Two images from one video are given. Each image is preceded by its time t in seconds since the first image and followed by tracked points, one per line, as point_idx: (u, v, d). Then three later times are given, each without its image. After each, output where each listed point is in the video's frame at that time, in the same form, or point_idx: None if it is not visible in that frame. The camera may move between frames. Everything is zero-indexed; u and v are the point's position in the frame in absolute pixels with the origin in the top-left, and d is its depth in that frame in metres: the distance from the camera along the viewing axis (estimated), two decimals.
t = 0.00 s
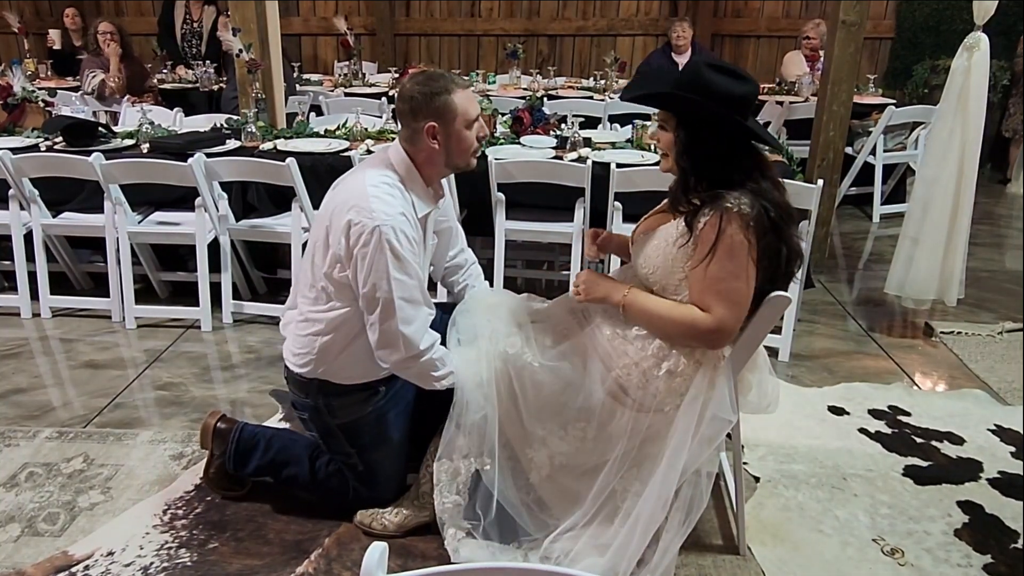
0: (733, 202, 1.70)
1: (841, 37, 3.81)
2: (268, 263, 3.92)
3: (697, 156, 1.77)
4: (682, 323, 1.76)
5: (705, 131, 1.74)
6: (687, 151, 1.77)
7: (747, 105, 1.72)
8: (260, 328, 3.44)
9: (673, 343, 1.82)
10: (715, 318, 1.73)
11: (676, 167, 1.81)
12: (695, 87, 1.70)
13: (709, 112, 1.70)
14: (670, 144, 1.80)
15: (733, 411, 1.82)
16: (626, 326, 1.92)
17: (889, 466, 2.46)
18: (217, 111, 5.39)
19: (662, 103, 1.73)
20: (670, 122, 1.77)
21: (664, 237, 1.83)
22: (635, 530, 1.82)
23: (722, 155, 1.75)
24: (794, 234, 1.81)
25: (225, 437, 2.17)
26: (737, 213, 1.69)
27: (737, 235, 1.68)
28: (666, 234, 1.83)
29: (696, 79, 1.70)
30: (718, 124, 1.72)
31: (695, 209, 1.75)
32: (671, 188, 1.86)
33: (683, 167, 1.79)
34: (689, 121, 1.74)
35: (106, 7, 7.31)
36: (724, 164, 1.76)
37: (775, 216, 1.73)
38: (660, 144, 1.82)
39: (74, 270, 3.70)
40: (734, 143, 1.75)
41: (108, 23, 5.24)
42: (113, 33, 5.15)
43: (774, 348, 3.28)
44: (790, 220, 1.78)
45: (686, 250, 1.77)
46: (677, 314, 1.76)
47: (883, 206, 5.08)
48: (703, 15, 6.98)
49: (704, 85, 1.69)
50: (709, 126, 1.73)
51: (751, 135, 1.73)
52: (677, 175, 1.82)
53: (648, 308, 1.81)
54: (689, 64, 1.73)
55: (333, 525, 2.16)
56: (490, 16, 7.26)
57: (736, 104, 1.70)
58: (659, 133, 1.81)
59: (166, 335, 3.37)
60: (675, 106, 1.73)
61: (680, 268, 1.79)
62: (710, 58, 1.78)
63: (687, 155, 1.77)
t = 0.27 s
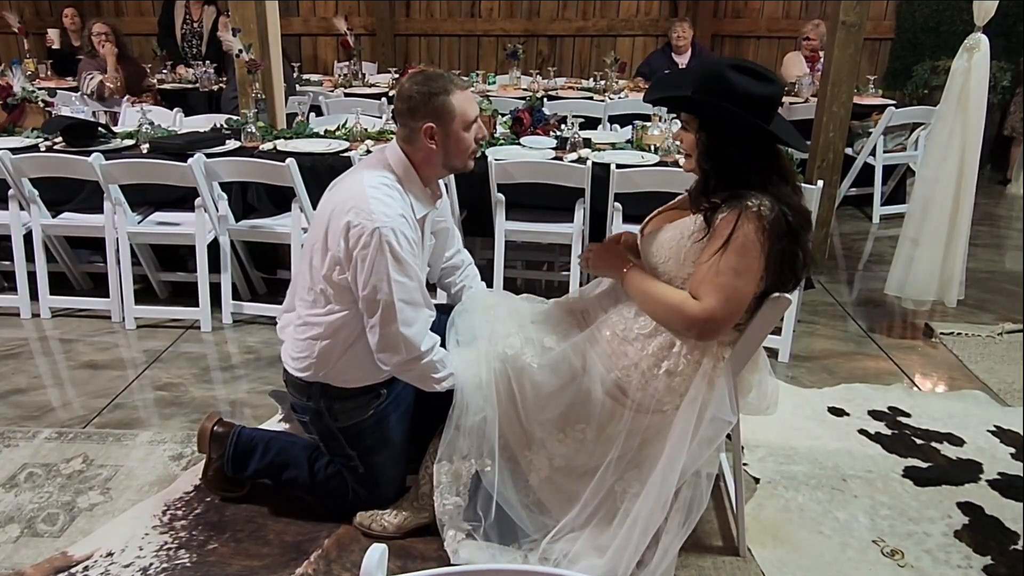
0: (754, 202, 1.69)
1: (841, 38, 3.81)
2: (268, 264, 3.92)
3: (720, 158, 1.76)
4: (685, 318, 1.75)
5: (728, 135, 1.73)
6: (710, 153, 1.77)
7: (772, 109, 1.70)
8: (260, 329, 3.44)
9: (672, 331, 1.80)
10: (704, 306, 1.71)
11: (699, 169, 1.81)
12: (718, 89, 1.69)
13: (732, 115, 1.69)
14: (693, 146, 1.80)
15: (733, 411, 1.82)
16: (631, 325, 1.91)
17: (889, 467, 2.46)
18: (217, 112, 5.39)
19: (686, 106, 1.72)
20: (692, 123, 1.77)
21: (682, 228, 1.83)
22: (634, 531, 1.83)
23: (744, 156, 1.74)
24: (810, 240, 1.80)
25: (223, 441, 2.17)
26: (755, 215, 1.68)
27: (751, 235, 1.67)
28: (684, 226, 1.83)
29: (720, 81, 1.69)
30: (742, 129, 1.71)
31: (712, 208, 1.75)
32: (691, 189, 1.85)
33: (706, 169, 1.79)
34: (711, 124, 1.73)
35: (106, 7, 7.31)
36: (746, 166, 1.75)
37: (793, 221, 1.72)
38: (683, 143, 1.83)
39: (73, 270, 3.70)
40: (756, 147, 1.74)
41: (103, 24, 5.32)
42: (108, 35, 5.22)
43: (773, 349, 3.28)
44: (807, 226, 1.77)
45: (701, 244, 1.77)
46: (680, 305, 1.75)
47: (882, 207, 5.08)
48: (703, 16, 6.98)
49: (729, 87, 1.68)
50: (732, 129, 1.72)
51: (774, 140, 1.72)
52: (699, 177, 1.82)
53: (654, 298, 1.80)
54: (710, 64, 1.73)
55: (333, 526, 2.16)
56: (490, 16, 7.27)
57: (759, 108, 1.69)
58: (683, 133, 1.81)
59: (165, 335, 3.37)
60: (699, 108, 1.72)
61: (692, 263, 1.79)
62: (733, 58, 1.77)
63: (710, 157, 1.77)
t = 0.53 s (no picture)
0: (763, 205, 1.69)
1: (841, 38, 3.81)
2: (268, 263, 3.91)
3: (726, 159, 1.75)
4: (694, 321, 1.75)
5: (734, 136, 1.73)
6: (715, 154, 1.77)
7: (778, 108, 1.68)
8: (260, 328, 3.44)
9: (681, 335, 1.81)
10: (715, 311, 1.72)
11: (706, 170, 1.81)
12: (721, 89, 1.69)
13: (736, 116, 1.68)
14: (701, 147, 1.81)
15: (736, 411, 1.82)
16: (633, 329, 1.90)
17: (891, 467, 2.46)
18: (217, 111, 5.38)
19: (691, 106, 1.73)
20: (699, 124, 1.78)
21: (688, 228, 1.82)
22: (636, 531, 1.83)
23: (750, 157, 1.73)
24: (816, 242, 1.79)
25: (223, 441, 2.18)
26: (764, 216, 1.68)
27: (760, 237, 1.67)
28: (689, 227, 1.82)
29: (725, 81, 1.68)
30: (747, 129, 1.70)
31: (722, 208, 1.75)
32: (699, 188, 1.86)
33: (711, 169, 1.79)
34: (716, 125, 1.73)
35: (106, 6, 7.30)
36: (752, 167, 1.74)
37: (800, 223, 1.71)
38: (691, 143, 1.83)
39: (73, 269, 3.69)
40: (762, 147, 1.73)
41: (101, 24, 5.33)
42: (106, 34, 5.24)
43: (775, 349, 3.28)
44: (813, 229, 1.76)
45: (706, 246, 1.77)
46: (689, 309, 1.76)
47: (883, 208, 5.08)
48: (703, 16, 6.98)
49: (733, 87, 1.67)
50: (737, 130, 1.72)
51: (780, 140, 1.71)
52: (705, 177, 1.82)
53: (662, 302, 1.81)
54: (719, 65, 1.73)
55: (334, 526, 2.15)
56: (490, 16, 7.26)
57: (763, 108, 1.67)
58: (692, 133, 1.81)
59: (165, 335, 3.37)
60: (704, 110, 1.72)
61: (698, 264, 1.79)
62: (744, 58, 1.76)
63: (715, 158, 1.77)
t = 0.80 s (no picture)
0: (770, 206, 1.69)
1: (842, 39, 3.81)
2: (269, 264, 3.91)
3: (729, 166, 1.76)
4: (699, 322, 1.75)
5: (734, 141, 1.73)
6: (717, 161, 1.77)
7: (776, 108, 1.68)
8: (261, 329, 3.43)
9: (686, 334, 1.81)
10: (718, 311, 1.72)
11: (708, 178, 1.81)
12: (717, 96, 1.69)
13: (734, 121, 1.69)
14: (702, 157, 1.81)
15: (739, 412, 1.82)
16: (636, 330, 1.91)
17: (892, 468, 2.46)
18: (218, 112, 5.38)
19: (688, 118, 1.74)
20: (699, 134, 1.78)
21: (694, 229, 1.82)
22: (638, 532, 1.83)
23: (753, 162, 1.74)
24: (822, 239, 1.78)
25: (227, 441, 2.17)
26: (770, 217, 1.68)
27: (765, 238, 1.67)
28: (696, 228, 1.82)
29: (719, 87, 1.69)
30: (746, 133, 1.71)
31: (728, 210, 1.75)
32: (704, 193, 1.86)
33: (715, 177, 1.79)
34: (716, 132, 1.74)
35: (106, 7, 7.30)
36: (755, 173, 1.74)
37: (806, 221, 1.72)
38: (693, 154, 1.84)
39: (74, 270, 3.69)
40: (763, 148, 1.73)
41: (104, 24, 5.30)
42: (108, 34, 5.22)
43: (776, 350, 3.28)
44: (819, 226, 1.76)
45: (714, 246, 1.77)
46: (696, 312, 1.75)
47: (883, 209, 5.08)
48: (704, 17, 6.98)
49: (728, 93, 1.68)
50: (737, 134, 1.72)
51: (781, 139, 1.71)
52: (709, 185, 1.82)
53: (667, 301, 1.81)
54: (713, 72, 1.73)
55: (336, 527, 2.15)
56: (491, 16, 7.27)
57: (760, 110, 1.67)
58: (693, 143, 1.82)
59: (166, 335, 3.36)
60: (702, 119, 1.73)
61: (705, 264, 1.79)
62: (734, 62, 1.76)
63: (717, 165, 1.77)
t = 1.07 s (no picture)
0: (773, 206, 1.69)
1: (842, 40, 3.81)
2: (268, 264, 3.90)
3: (728, 167, 1.76)
4: (702, 322, 1.74)
5: (732, 143, 1.73)
6: (716, 163, 1.77)
7: (773, 107, 1.68)
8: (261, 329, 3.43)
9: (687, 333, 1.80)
10: (721, 311, 1.71)
11: (708, 179, 1.81)
12: (714, 99, 1.69)
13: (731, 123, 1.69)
14: (701, 159, 1.81)
15: (740, 413, 1.82)
16: (638, 330, 1.90)
17: (893, 469, 2.46)
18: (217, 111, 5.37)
19: (686, 121, 1.74)
20: (697, 137, 1.78)
21: (698, 227, 1.81)
22: (638, 532, 1.83)
23: (753, 162, 1.73)
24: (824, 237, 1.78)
25: (224, 442, 2.17)
26: (774, 217, 1.68)
27: (770, 238, 1.67)
28: (699, 225, 1.81)
29: (714, 89, 1.69)
30: (744, 134, 1.70)
31: (731, 209, 1.75)
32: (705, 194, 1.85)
33: (715, 179, 1.79)
34: (714, 135, 1.74)
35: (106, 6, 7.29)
36: (755, 173, 1.74)
37: (808, 221, 1.71)
38: (693, 157, 1.84)
39: (74, 270, 3.69)
40: (761, 148, 1.72)
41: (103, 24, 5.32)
42: (107, 34, 5.23)
43: (776, 351, 3.28)
44: (821, 225, 1.76)
45: (718, 246, 1.77)
46: (697, 309, 1.74)
47: (883, 209, 5.08)
48: (703, 17, 6.98)
49: (724, 95, 1.68)
50: (735, 135, 1.72)
51: (780, 138, 1.70)
52: (709, 187, 1.82)
53: (668, 299, 1.80)
54: (708, 75, 1.74)
55: (335, 527, 2.14)
56: (491, 16, 7.26)
57: (757, 111, 1.67)
58: (692, 146, 1.82)
59: (165, 335, 3.36)
60: (699, 122, 1.73)
61: (709, 262, 1.79)
62: (730, 64, 1.77)
63: (717, 167, 1.77)
